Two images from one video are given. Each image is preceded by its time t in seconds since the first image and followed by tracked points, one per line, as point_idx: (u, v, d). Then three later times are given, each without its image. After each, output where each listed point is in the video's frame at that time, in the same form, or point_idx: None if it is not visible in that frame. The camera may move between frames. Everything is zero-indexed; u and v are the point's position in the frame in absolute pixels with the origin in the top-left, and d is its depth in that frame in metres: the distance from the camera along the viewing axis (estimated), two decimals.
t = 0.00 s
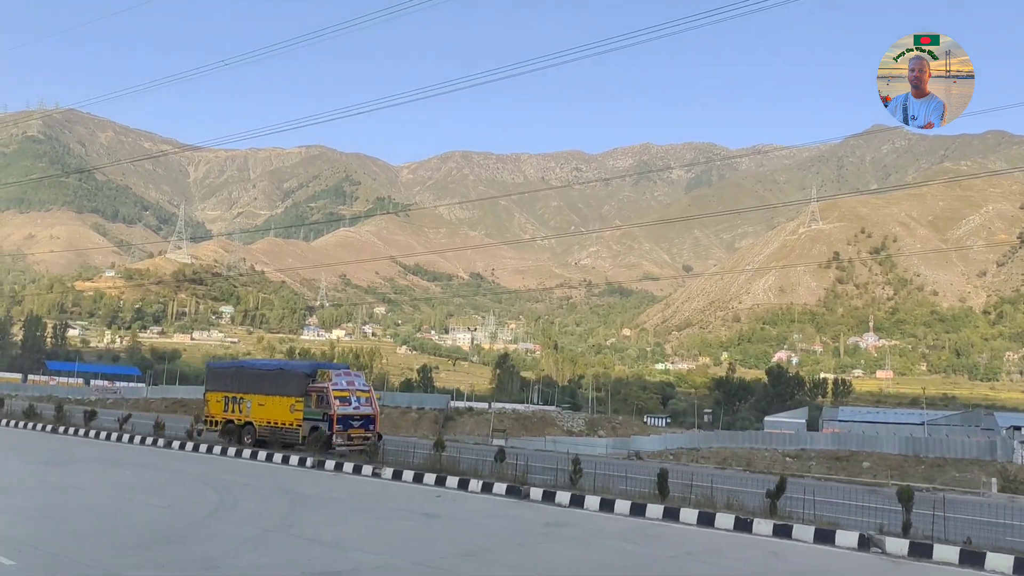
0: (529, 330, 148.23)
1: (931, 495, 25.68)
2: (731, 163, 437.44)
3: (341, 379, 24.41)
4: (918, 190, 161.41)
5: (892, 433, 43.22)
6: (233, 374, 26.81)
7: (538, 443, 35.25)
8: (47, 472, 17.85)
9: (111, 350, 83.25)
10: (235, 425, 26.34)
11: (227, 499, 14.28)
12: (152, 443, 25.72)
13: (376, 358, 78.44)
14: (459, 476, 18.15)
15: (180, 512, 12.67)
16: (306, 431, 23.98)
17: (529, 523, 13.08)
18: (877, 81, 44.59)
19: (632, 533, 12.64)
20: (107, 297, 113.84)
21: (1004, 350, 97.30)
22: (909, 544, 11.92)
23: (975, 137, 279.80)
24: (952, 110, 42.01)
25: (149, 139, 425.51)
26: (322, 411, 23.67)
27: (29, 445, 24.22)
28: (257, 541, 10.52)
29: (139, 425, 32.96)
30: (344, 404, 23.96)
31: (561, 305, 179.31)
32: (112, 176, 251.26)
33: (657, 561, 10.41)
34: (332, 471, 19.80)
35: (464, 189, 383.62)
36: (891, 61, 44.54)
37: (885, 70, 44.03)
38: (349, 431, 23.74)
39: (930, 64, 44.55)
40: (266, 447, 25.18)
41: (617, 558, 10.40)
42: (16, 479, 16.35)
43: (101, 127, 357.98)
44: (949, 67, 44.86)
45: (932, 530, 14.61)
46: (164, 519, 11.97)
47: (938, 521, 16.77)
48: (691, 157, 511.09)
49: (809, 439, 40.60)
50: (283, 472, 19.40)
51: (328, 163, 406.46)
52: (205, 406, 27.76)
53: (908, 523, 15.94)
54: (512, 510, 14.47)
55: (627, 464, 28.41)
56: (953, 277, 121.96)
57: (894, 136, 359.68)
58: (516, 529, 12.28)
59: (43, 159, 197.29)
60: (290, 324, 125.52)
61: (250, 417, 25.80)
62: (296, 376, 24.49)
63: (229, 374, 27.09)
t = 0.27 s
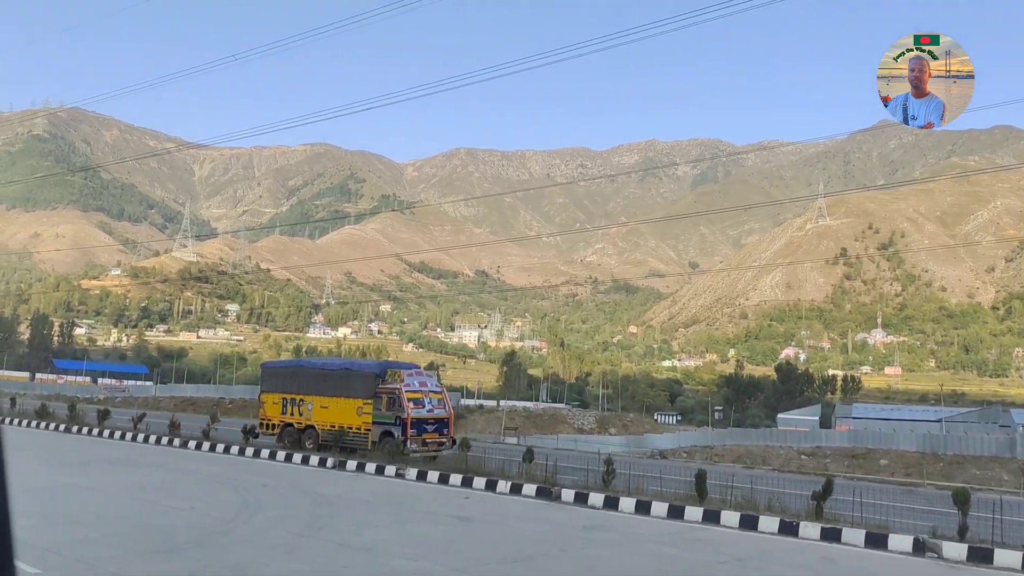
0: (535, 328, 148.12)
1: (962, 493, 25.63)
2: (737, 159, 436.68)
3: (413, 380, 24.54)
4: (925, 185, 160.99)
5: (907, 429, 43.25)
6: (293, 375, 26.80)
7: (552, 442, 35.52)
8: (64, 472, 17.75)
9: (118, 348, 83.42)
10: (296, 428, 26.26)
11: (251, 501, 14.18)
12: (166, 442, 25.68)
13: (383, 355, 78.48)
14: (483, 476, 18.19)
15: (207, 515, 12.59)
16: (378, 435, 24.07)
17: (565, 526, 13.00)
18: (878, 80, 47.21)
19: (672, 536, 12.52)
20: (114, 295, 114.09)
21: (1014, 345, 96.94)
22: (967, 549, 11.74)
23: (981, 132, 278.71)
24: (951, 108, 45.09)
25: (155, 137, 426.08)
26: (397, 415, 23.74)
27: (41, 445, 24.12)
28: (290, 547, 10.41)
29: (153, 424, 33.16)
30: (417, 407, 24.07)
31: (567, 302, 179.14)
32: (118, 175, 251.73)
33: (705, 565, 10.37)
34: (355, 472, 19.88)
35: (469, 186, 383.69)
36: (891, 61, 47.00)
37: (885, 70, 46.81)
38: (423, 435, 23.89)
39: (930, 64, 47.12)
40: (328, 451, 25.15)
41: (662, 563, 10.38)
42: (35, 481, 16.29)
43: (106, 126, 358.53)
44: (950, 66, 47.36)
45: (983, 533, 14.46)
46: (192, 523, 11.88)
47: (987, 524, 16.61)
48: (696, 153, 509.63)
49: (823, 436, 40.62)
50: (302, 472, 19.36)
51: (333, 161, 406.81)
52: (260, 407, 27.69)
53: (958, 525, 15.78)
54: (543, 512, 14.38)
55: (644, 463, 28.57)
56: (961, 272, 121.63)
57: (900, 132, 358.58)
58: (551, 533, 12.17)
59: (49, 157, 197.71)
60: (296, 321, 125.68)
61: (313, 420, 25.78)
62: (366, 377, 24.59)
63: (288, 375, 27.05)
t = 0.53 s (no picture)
0: (541, 322, 147.90)
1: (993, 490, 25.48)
2: (742, 153, 435.55)
3: (496, 378, 23.27)
4: (931, 178, 160.28)
5: (922, 425, 43.01)
6: (359, 375, 26.02)
7: (563, 437, 35.54)
8: (76, 471, 17.75)
9: (125, 344, 83.54)
10: (362, 429, 25.51)
11: (272, 501, 14.15)
12: (186, 440, 25.62)
13: (389, 350, 78.47)
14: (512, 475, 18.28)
15: (230, 516, 12.55)
16: (457, 440, 22.97)
17: (603, 527, 12.94)
18: (880, 79, 50.78)
19: (717, 538, 12.39)
20: (120, 291, 114.28)
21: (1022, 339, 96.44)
22: None
23: (988, 125, 277.29)
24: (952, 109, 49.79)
25: (160, 133, 426.63)
26: (480, 417, 22.45)
27: (52, 443, 24.10)
28: (322, 550, 10.36)
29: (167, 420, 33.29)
30: (502, 407, 22.73)
31: (572, 296, 178.83)
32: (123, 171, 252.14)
33: (751, 567, 10.31)
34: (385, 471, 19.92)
35: (474, 181, 383.52)
36: (892, 61, 50.36)
37: (887, 69, 50.45)
38: (508, 438, 22.62)
39: (930, 64, 51.52)
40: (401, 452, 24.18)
41: (708, 565, 10.29)
42: (50, 480, 16.30)
43: (112, 122, 359.07)
44: (950, 66, 51.82)
45: None
46: (219, 525, 11.84)
47: None
48: (701, 147, 507.65)
49: (838, 432, 40.33)
50: (323, 471, 19.36)
51: (338, 157, 407.08)
52: (324, 407, 27.04)
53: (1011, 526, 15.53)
54: (576, 513, 14.35)
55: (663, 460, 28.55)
56: (968, 266, 121.09)
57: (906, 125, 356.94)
58: (590, 536, 12.09)
59: (55, 154, 197.98)
60: (302, 317, 125.76)
61: (383, 421, 24.92)
62: (445, 376, 23.50)
63: (355, 373, 26.25)
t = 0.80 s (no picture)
0: (546, 314, 147.67)
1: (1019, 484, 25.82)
2: (749, 144, 433.75)
3: (595, 374, 22.92)
4: (939, 169, 159.70)
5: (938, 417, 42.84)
6: (437, 371, 25.53)
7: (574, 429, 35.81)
8: (99, 464, 18.06)
9: (133, 335, 83.69)
10: (441, 428, 25.03)
11: (300, 497, 14.43)
12: (199, 432, 25.77)
13: (395, 342, 78.47)
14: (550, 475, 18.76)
15: (260, 514, 12.83)
16: (552, 441, 22.52)
17: (645, 526, 13.30)
18: (881, 79, 57.76)
19: (763, 536, 12.81)
20: (127, 282, 114.48)
21: None
22: None
23: (996, 115, 275.77)
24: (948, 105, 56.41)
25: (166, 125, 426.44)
26: (580, 415, 22.04)
27: (68, 435, 24.40)
28: (358, 552, 10.63)
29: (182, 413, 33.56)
30: (603, 406, 22.23)
31: (578, 288, 178.46)
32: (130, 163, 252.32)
33: (798, 568, 10.64)
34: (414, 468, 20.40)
35: (480, 172, 382.95)
36: (893, 62, 57.07)
37: (888, 71, 57.31)
38: (610, 438, 22.08)
39: (930, 65, 58.62)
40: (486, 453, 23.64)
41: (753, 567, 10.60)
42: (75, 474, 16.63)
43: (118, 114, 359.36)
44: (949, 66, 58.78)
45: None
46: (250, 524, 12.11)
47: None
48: (707, 139, 505.71)
49: (853, 424, 40.12)
50: (345, 464, 19.62)
51: (344, 149, 406.72)
52: (394, 403, 26.39)
53: None
54: (612, 512, 14.79)
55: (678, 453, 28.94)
56: (975, 257, 120.77)
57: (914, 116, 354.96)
58: (629, 534, 12.51)
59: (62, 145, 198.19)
60: (308, 308, 125.90)
61: (465, 419, 24.54)
62: (539, 372, 23.09)
63: (430, 368, 25.72)
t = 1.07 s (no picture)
0: (554, 313, 147.39)
1: None
2: (757, 143, 431.61)
3: (713, 379, 22.97)
4: (949, 169, 158.63)
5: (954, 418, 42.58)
6: (539, 379, 26.32)
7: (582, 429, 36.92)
8: (121, 465, 18.12)
9: (141, 333, 83.85)
10: (534, 434, 26.00)
11: (327, 502, 14.51)
12: (218, 432, 25.83)
13: (403, 341, 78.46)
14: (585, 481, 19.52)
15: (288, 519, 12.90)
16: (667, 451, 22.83)
17: (695, 533, 13.82)
18: (881, 79, 58.22)
19: (814, 545, 13.39)
20: (136, 280, 114.87)
21: None
22: None
23: (1006, 115, 273.78)
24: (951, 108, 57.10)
25: (174, 123, 426.97)
26: (700, 425, 22.17)
27: (85, 433, 24.46)
28: (393, 561, 10.70)
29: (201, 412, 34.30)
30: (724, 414, 22.37)
31: (585, 287, 177.94)
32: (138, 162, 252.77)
33: None
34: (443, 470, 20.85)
35: (487, 171, 382.34)
36: (893, 62, 57.38)
37: (888, 70, 57.68)
38: (733, 450, 22.33)
39: (931, 64, 58.86)
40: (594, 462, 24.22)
41: None
42: (98, 477, 16.67)
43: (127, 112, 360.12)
44: (950, 66, 59.07)
45: None
46: (280, 529, 12.17)
47: None
48: (715, 138, 503.30)
49: (867, 426, 39.96)
50: (369, 465, 19.71)
51: (351, 148, 406.65)
52: (478, 407, 27.85)
53: None
54: (652, 516, 15.25)
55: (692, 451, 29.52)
56: (984, 257, 120.28)
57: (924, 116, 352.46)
58: (675, 542, 12.93)
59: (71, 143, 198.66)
60: (316, 307, 126.17)
61: (563, 426, 25.45)
62: (652, 376, 23.38)
63: (521, 371, 27.01)
